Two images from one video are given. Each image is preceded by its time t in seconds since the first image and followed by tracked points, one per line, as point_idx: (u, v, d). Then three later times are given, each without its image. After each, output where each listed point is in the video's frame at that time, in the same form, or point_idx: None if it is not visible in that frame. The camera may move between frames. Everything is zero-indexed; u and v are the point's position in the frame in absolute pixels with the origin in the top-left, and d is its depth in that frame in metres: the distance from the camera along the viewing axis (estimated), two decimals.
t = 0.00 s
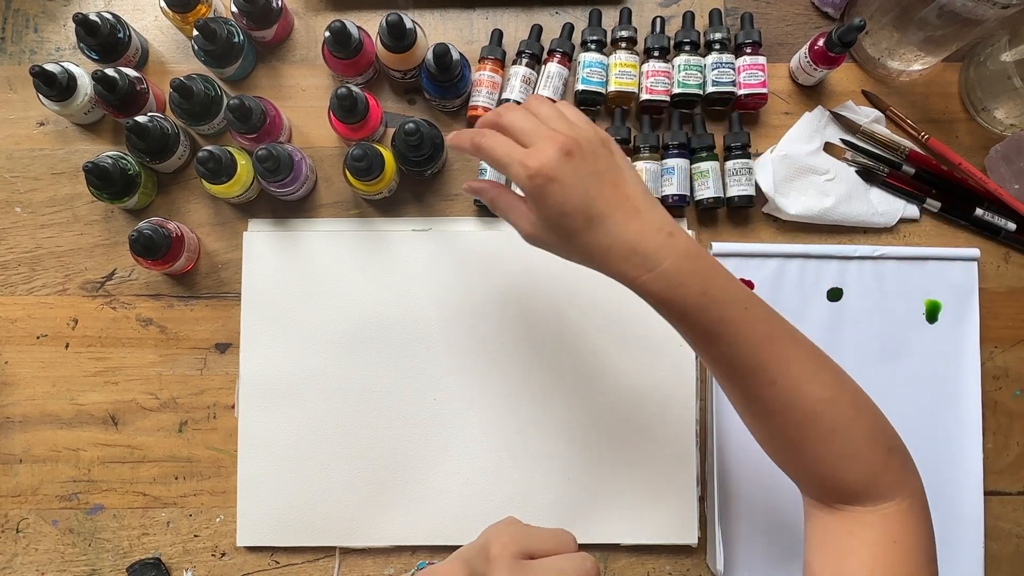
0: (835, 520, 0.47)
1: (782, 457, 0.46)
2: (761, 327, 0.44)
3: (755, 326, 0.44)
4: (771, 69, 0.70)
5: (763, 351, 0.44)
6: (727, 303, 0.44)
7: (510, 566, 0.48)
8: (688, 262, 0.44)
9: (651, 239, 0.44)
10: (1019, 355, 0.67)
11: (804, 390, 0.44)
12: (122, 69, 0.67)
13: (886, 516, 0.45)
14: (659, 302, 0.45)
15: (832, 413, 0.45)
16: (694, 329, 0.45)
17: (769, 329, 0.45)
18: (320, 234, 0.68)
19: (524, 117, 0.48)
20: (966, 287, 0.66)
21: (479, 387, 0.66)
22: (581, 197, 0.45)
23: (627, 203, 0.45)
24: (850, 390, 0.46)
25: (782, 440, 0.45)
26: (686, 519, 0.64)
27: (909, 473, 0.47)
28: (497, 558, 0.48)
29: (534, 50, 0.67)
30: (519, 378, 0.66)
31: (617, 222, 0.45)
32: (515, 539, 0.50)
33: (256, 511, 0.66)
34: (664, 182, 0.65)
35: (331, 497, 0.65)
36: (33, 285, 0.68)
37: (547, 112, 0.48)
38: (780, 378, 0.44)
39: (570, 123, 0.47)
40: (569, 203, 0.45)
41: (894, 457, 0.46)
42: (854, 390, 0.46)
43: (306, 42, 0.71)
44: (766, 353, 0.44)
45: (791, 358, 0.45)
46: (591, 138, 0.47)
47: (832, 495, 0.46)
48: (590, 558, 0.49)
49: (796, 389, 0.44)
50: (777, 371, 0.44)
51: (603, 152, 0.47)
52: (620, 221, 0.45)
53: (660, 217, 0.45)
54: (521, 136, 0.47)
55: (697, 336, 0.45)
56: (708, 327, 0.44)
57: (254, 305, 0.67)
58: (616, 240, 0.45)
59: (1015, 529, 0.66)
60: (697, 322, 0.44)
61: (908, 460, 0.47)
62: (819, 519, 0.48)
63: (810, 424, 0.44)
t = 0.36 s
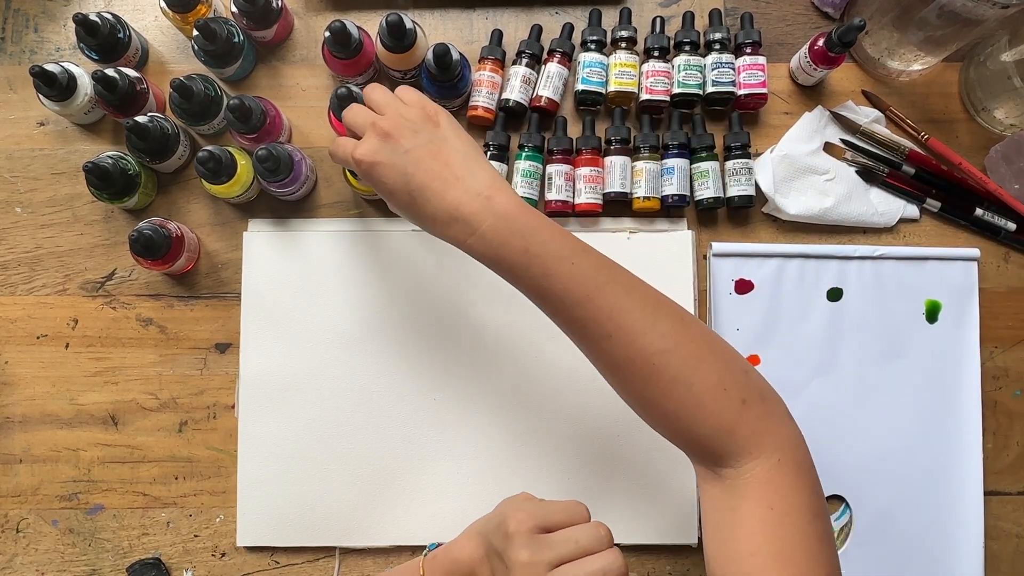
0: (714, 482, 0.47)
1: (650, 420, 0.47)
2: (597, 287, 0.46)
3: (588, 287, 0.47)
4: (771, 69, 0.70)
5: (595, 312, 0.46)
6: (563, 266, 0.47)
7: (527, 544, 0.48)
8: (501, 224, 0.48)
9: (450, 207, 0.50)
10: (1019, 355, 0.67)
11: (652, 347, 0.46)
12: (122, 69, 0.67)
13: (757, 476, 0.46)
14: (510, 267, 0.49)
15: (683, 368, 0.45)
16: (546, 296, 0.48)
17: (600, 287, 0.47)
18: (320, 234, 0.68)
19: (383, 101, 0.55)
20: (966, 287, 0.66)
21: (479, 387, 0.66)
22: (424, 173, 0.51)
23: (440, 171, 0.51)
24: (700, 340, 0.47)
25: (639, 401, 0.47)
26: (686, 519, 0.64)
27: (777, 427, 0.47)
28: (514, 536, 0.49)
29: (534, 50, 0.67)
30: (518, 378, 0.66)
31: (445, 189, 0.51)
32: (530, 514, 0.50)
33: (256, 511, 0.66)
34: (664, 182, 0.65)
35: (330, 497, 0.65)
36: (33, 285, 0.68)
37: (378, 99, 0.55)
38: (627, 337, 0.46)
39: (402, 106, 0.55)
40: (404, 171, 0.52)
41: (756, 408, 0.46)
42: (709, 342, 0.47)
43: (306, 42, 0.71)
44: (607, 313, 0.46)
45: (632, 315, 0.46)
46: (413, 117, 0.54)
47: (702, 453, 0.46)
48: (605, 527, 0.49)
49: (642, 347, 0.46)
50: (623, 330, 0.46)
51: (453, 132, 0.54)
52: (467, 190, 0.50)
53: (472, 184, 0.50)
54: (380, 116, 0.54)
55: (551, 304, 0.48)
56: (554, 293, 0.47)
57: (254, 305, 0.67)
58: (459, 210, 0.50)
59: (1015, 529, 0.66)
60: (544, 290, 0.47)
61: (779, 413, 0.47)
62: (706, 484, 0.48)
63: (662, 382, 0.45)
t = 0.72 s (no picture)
0: (708, 481, 0.47)
1: (646, 414, 0.47)
2: (602, 280, 0.46)
3: (592, 279, 0.46)
4: (771, 69, 0.70)
5: (598, 304, 0.46)
6: (568, 257, 0.47)
7: (524, 538, 0.48)
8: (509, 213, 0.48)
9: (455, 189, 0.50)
10: (1019, 355, 0.67)
11: (654, 342, 0.45)
12: (122, 69, 0.67)
13: (752, 477, 0.46)
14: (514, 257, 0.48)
15: (683, 364, 0.45)
16: (549, 285, 0.47)
17: (605, 280, 0.46)
18: (320, 234, 0.68)
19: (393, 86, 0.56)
20: (966, 287, 0.66)
21: (480, 387, 0.66)
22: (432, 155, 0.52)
23: (447, 154, 0.51)
24: (700, 338, 0.47)
25: (638, 394, 0.46)
26: (687, 520, 0.64)
27: (774, 430, 0.47)
28: (511, 531, 0.49)
29: (534, 50, 0.67)
30: (519, 378, 0.66)
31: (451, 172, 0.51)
32: (527, 509, 0.50)
33: (256, 510, 0.66)
34: (664, 182, 0.65)
35: (331, 497, 0.65)
36: (33, 285, 0.68)
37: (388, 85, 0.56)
38: (628, 330, 0.46)
39: (411, 92, 0.55)
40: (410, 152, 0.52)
41: (754, 409, 0.46)
42: (711, 341, 0.47)
43: (306, 42, 0.71)
44: (610, 305, 0.46)
45: (636, 308, 0.46)
46: (422, 101, 0.54)
47: (696, 451, 0.46)
48: (602, 522, 0.49)
49: (644, 341, 0.45)
50: (626, 323, 0.46)
51: (461, 117, 0.54)
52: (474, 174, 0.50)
53: (482, 170, 0.50)
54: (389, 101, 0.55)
55: (554, 295, 0.47)
56: (557, 282, 0.47)
57: (255, 305, 0.67)
58: (466, 192, 0.50)
59: (1015, 529, 0.65)
60: (548, 281, 0.47)
61: (775, 416, 0.47)
62: (699, 483, 0.48)
63: (662, 376, 0.45)
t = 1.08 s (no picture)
0: (710, 481, 0.47)
1: (647, 414, 0.47)
2: (603, 280, 0.46)
3: (593, 280, 0.46)
4: (771, 69, 0.70)
5: (599, 305, 0.46)
6: (569, 258, 0.47)
7: (527, 535, 0.48)
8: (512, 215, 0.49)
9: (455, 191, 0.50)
10: (1019, 355, 0.67)
11: (655, 343, 0.45)
12: (122, 69, 0.67)
13: (754, 477, 0.45)
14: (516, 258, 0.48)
15: (685, 364, 0.45)
16: (550, 287, 0.48)
17: (605, 281, 0.46)
18: (320, 233, 0.68)
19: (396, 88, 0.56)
20: (966, 287, 0.66)
21: (479, 388, 0.66)
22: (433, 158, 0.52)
23: (449, 155, 0.51)
24: (701, 338, 0.46)
25: (639, 395, 0.46)
26: (687, 520, 0.64)
27: (776, 431, 0.47)
28: (515, 527, 0.49)
29: (534, 50, 0.67)
30: (520, 378, 0.66)
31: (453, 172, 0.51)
32: (530, 506, 0.50)
33: (256, 510, 0.66)
34: (664, 182, 0.65)
35: (331, 497, 0.65)
36: (32, 285, 0.68)
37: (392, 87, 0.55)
38: (630, 330, 0.46)
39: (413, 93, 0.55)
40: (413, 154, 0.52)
41: (756, 409, 0.46)
42: (712, 341, 0.47)
43: (306, 42, 0.71)
44: (611, 306, 0.46)
45: (637, 309, 0.46)
46: (423, 103, 0.54)
47: (697, 452, 0.46)
48: (605, 518, 0.48)
49: (645, 341, 0.45)
50: (627, 324, 0.46)
51: (461, 119, 0.54)
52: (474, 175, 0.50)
53: (482, 170, 0.51)
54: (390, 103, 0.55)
55: (555, 296, 0.48)
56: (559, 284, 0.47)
57: (255, 304, 0.67)
58: (466, 194, 0.50)
59: (1015, 529, 0.65)
60: (550, 281, 0.47)
61: (777, 416, 0.47)
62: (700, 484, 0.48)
63: (663, 377, 0.45)
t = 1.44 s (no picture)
0: (712, 482, 0.47)
1: (648, 417, 0.48)
2: (596, 285, 0.47)
3: (587, 286, 0.47)
4: (771, 69, 0.70)
5: (594, 310, 0.47)
6: (562, 266, 0.47)
7: (526, 535, 0.48)
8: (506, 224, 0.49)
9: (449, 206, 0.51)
10: (1019, 355, 0.67)
11: (651, 347, 0.46)
12: (122, 69, 0.67)
13: (754, 477, 0.46)
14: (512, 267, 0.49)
15: (680, 368, 0.45)
16: (546, 294, 0.48)
17: (599, 287, 0.47)
18: (320, 234, 0.68)
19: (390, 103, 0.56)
20: (966, 287, 0.66)
21: (480, 388, 0.66)
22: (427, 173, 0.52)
23: (443, 170, 0.52)
24: (698, 340, 0.47)
25: (638, 398, 0.47)
26: (687, 519, 0.64)
27: (775, 432, 0.46)
28: (513, 528, 0.49)
29: (534, 50, 0.67)
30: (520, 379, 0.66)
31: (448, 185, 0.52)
32: (529, 506, 0.50)
33: (255, 510, 0.66)
34: (664, 182, 0.65)
35: (332, 497, 0.65)
36: (32, 284, 0.68)
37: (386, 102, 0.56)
38: (626, 335, 0.46)
39: (407, 107, 0.55)
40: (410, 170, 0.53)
41: (754, 411, 0.46)
42: (709, 343, 0.47)
43: (306, 43, 0.71)
44: (606, 311, 0.46)
45: (631, 314, 0.46)
46: (416, 118, 0.55)
47: (698, 453, 0.46)
48: (603, 518, 0.48)
49: (641, 346, 0.46)
50: (622, 329, 0.46)
51: (455, 131, 0.55)
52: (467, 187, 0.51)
53: (474, 183, 0.51)
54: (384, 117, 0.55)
55: (551, 303, 0.48)
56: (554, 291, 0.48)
57: (255, 305, 0.67)
58: (459, 208, 0.51)
59: (1015, 529, 0.65)
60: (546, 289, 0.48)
61: (777, 416, 0.47)
62: (703, 486, 0.48)
63: (660, 380, 0.45)
